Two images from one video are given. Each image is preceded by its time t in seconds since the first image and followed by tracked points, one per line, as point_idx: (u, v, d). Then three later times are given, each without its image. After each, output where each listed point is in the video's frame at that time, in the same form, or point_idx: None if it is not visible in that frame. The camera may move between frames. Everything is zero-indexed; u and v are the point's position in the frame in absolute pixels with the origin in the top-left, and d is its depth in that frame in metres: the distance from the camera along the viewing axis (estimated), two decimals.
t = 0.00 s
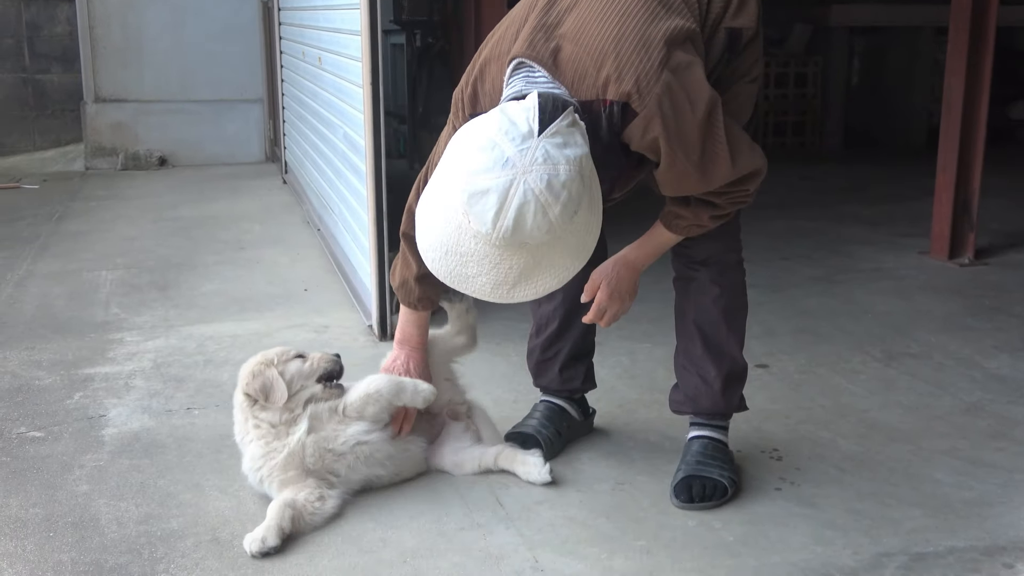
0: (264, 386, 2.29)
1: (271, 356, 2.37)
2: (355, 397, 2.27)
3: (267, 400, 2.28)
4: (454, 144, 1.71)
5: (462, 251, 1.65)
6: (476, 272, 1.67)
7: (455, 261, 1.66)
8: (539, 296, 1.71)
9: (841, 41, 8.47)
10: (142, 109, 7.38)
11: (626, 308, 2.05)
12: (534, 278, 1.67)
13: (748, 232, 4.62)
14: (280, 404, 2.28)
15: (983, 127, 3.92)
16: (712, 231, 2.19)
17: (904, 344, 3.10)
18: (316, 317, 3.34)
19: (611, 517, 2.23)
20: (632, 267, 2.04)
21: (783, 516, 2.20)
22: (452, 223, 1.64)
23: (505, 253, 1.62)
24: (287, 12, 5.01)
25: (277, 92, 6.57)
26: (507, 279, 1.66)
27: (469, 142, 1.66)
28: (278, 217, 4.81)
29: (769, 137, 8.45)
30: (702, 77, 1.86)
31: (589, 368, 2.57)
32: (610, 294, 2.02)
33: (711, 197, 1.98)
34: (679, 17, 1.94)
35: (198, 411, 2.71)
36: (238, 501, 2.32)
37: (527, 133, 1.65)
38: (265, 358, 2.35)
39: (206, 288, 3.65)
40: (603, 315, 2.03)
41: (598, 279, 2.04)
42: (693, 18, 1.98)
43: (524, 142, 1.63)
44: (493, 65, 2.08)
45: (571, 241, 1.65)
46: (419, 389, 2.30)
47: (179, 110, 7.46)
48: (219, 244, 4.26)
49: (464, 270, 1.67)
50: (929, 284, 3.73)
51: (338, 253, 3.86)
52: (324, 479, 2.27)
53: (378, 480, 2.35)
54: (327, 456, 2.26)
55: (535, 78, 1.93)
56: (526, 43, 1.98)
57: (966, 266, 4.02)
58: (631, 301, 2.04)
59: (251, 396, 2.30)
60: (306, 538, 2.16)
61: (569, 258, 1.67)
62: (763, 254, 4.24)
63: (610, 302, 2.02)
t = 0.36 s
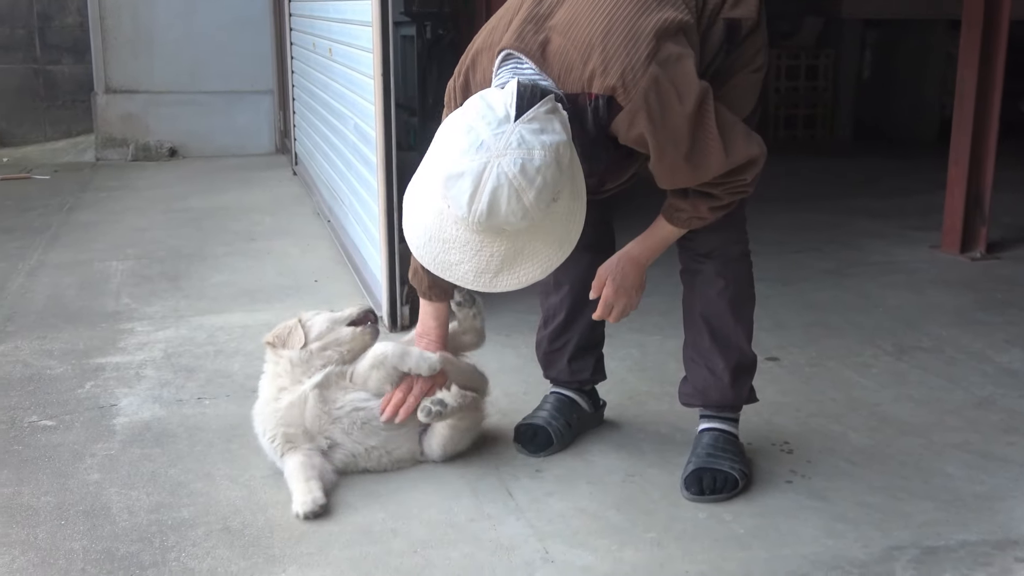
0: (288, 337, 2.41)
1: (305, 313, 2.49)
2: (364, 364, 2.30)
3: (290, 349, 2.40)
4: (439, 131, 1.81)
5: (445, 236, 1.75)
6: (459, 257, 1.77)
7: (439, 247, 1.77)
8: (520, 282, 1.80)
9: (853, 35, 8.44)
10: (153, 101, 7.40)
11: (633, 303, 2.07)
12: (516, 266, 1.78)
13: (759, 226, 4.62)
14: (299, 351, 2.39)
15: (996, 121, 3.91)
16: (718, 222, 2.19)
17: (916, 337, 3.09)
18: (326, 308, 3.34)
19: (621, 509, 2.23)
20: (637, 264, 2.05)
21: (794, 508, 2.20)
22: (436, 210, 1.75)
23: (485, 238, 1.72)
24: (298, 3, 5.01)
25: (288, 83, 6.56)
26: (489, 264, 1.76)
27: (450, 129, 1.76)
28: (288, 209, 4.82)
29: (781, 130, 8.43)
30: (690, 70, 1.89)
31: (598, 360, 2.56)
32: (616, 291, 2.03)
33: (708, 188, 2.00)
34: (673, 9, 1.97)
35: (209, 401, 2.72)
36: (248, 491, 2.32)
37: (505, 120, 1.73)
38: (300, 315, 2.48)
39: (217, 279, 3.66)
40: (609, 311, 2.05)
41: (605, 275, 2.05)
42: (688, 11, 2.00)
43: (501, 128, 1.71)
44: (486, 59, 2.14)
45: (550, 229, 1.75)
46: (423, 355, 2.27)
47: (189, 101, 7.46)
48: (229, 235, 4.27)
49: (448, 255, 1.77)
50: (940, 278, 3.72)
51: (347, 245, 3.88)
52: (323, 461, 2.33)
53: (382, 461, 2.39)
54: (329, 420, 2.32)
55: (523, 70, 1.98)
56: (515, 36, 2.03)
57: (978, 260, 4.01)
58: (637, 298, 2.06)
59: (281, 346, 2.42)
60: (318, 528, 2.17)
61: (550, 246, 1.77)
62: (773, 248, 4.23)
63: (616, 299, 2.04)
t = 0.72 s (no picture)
0: (310, 350, 2.36)
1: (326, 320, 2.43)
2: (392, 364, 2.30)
3: (314, 364, 2.35)
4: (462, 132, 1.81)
5: (473, 236, 1.77)
6: (488, 256, 1.79)
7: (467, 246, 1.79)
8: (548, 279, 1.82)
9: (885, 23, 8.35)
10: (186, 91, 7.45)
11: (667, 293, 2.06)
12: (546, 263, 1.80)
13: (792, 216, 4.59)
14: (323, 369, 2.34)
15: None
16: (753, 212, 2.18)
17: (954, 328, 3.06)
18: (358, 298, 3.35)
19: (656, 499, 2.23)
20: (670, 254, 2.04)
21: (831, 499, 2.19)
22: (462, 210, 1.76)
23: (513, 237, 1.74)
24: None
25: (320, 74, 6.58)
26: (519, 262, 1.79)
27: (473, 130, 1.75)
28: (318, 199, 4.84)
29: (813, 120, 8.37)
30: (714, 58, 1.86)
31: (632, 349, 2.56)
32: (648, 281, 2.04)
33: (738, 176, 1.98)
34: None
35: (246, 390, 2.74)
36: (285, 479, 2.34)
37: (524, 121, 1.71)
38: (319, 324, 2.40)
39: (250, 268, 3.68)
40: (643, 302, 2.06)
41: (638, 266, 2.05)
42: None
43: (520, 129, 1.69)
44: (509, 59, 2.13)
45: (577, 228, 1.77)
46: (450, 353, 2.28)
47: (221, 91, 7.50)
48: (261, 225, 4.29)
49: (477, 253, 1.80)
50: (977, 268, 3.68)
51: (381, 236, 3.89)
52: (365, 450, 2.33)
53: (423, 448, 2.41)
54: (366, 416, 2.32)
55: (546, 67, 1.97)
56: (537, 33, 2.02)
57: (1016, 250, 3.96)
58: (671, 288, 2.05)
59: (304, 358, 2.36)
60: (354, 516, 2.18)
61: (578, 244, 1.79)
62: (806, 238, 4.20)
63: (648, 290, 2.04)
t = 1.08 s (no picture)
0: (272, 376, 2.46)
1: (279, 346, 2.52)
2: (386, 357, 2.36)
3: (282, 387, 2.46)
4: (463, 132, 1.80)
5: (472, 235, 1.77)
6: (486, 256, 1.79)
7: (465, 246, 1.79)
8: (545, 281, 1.81)
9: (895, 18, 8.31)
10: (194, 88, 7.45)
11: (673, 288, 2.06)
12: (543, 265, 1.79)
13: (800, 212, 4.58)
14: (290, 387, 2.45)
15: None
16: (760, 209, 2.18)
17: (962, 325, 3.06)
18: (365, 295, 3.36)
19: (663, 496, 2.23)
20: (677, 250, 2.04)
21: (838, 497, 2.19)
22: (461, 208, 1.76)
23: (511, 237, 1.74)
24: None
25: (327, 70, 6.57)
26: (516, 264, 1.78)
27: (474, 130, 1.76)
28: (325, 195, 4.84)
29: (821, 115, 8.34)
30: (717, 58, 1.86)
31: (639, 346, 2.55)
32: (653, 276, 2.04)
33: (747, 174, 1.97)
34: None
35: (253, 387, 2.74)
36: (292, 476, 2.34)
37: (526, 122, 1.71)
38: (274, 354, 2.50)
39: (257, 265, 3.69)
40: (649, 297, 2.05)
41: (643, 259, 2.05)
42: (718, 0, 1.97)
43: (522, 130, 1.70)
44: (511, 60, 2.12)
45: (575, 230, 1.76)
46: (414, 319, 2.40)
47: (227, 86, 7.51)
48: (268, 222, 4.29)
49: (475, 253, 1.79)
50: (985, 265, 3.67)
51: (388, 233, 3.88)
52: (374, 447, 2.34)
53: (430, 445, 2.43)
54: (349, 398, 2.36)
55: (548, 71, 1.97)
56: (539, 38, 2.03)
57: None
58: (677, 283, 2.05)
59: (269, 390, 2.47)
60: (363, 514, 2.18)
61: (577, 247, 1.79)
62: (814, 235, 4.20)
63: (654, 284, 2.04)
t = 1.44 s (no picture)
0: (264, 400, 2.31)
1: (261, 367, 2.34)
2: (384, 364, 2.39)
3: (273, 410, 2.34)
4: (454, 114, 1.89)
5: (453, 213, 1.87)
6: (465, 236, 1.89)
7: (447, 224, 1.89)
8: (520, 268, 1.90)
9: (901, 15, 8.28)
10: (198, 86, 7.46)
11: (676, 288, 2.07)
12: (518, 250, 1.89)
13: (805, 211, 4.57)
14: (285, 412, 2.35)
15: None
16: (761, 207, 2.18)
17: (967, 323, 3.05)
18: (368, 294, 3.36)
19: (666, 494, 2.23)
20: (678, 250, 2.05)
21: (841, 495, 2.19)
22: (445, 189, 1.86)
23: (488, 216, 1.83)
24: None
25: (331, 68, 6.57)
26: (492, 247, 1.89)
27: (461, 107, 1.82)
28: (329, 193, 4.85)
29: (826, 113, 8.32)
30: (710, 57, 1.86)
31: (642, 344, 2.55)
32: (655, 277, 2.05)
33: (744, 171, 1.97)
34: None
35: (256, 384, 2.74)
36: (296, 474, 2.35)
37: (511, 100, 1.76)
38: (259, 376, 2.31)
39: (260, 264, 3.69)
40: (652, 298, 2.07)
41: (646, 261, 2.06)
42: None
43: (505, 106, 1.75)
44: (506, 56, 2.12)
45: (551, 217, 1.84)
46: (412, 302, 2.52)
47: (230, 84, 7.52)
48: (272, 220, 4.29)
49: (455, 231, 1.89)
50: (990, 264, 3.66)
51: (392, 231, 3.89)
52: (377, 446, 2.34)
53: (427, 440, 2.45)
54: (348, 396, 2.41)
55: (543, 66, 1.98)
56: (534, 34, 2.05)
57: None
58: (679, 283, 2.06)
59: (253, 417, 2.36)
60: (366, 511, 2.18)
61: (552, 234, 1.86)
62: (818, 234, 4.19)
63: (657, 285, 2.05)
